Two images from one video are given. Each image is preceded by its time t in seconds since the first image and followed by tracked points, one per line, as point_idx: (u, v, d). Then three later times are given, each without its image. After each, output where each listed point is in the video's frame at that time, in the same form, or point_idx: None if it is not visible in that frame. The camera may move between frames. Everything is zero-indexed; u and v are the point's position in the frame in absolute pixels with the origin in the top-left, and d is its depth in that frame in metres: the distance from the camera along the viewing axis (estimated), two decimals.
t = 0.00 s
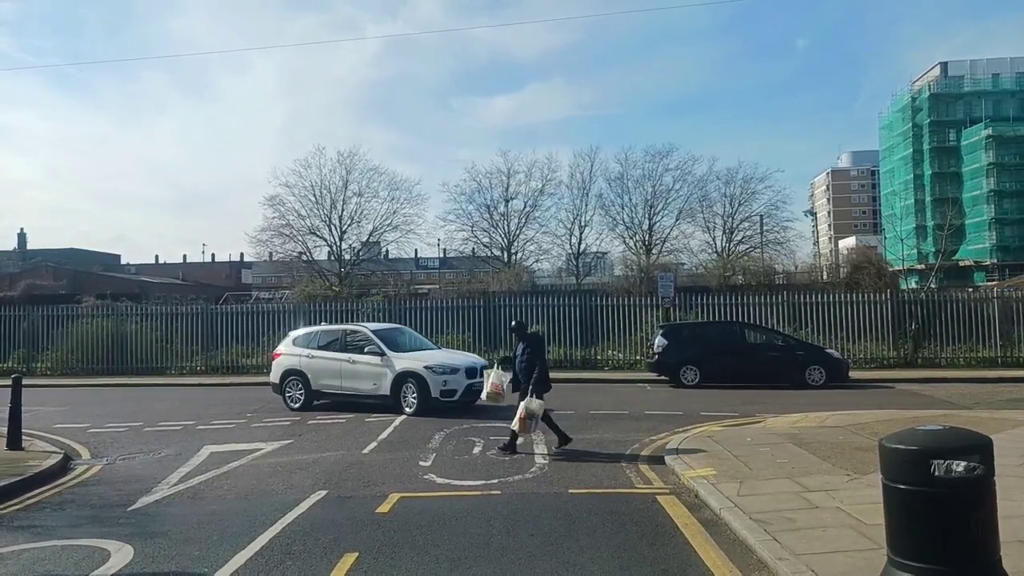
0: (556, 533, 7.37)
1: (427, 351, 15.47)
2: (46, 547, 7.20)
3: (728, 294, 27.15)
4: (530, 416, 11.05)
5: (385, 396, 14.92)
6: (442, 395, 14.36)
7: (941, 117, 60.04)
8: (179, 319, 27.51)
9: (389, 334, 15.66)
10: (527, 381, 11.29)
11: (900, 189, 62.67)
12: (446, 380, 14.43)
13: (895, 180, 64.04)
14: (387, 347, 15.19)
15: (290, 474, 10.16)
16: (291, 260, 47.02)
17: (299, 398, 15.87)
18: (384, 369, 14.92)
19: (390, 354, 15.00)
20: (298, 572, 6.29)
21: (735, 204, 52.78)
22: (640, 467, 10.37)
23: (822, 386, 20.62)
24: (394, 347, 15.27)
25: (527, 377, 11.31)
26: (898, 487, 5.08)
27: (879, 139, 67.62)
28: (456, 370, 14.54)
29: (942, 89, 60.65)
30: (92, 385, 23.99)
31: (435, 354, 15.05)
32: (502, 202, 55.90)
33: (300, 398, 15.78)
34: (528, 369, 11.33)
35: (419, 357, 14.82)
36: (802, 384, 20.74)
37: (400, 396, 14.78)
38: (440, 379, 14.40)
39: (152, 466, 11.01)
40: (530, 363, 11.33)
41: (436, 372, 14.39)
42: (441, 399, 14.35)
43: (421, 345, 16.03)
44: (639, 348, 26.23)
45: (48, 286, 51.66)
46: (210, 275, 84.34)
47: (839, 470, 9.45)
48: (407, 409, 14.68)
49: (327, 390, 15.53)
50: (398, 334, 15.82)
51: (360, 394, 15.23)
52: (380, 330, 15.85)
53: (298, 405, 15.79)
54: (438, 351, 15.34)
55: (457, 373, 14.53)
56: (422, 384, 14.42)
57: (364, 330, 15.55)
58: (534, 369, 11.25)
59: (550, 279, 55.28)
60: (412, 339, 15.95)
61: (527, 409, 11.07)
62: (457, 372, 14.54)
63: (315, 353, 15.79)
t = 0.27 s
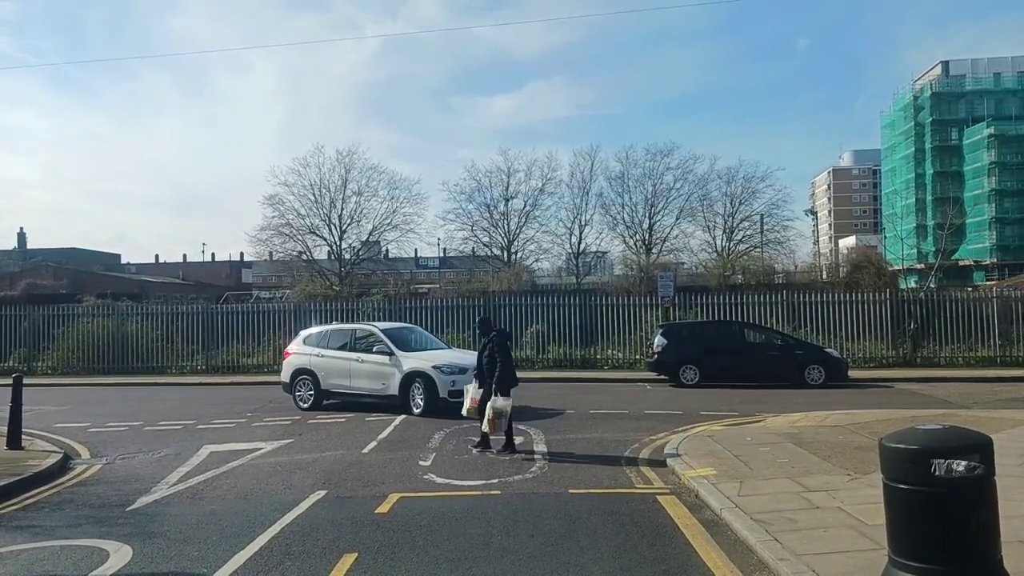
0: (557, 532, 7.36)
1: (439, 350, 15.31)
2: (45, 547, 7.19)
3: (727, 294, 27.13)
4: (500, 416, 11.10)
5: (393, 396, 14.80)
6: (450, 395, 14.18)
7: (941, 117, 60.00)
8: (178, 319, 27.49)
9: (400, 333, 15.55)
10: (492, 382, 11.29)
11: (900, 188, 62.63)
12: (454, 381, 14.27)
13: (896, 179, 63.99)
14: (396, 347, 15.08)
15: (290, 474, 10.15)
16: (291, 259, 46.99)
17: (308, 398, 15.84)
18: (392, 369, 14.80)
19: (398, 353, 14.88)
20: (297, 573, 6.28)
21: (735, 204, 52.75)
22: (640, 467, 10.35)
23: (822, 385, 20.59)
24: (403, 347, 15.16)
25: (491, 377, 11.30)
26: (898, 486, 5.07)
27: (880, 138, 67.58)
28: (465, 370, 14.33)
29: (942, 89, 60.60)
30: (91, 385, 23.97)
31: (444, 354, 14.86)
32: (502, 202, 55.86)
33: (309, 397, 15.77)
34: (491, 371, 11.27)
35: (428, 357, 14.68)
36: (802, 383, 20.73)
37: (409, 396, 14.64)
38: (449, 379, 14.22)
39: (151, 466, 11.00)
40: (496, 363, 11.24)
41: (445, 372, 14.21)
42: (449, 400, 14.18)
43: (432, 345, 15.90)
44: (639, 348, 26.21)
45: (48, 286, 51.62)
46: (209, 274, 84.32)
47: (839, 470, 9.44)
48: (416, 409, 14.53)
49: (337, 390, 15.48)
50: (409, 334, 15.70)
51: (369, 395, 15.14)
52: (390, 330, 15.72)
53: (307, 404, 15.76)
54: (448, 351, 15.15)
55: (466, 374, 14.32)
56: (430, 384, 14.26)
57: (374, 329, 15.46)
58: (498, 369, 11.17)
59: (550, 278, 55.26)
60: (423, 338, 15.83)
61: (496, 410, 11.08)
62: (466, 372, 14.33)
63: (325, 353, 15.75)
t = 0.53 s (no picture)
0: (556, 533, 7.37)
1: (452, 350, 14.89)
2: (46, 547, 7.21)
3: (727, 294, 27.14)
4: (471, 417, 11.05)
5: (401, 397, 14.74)
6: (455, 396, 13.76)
7: (942, 117, 59.97)
8: (178, 319, 27.51)
9: (411, 334, 15.42)
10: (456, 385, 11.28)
11: (901, 188, 62.61)
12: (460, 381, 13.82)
13: (896, 179, 63.98)
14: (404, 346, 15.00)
15: (290, 474, 10.17)
16: (291, 259, 46.99)
17: (319, 398, 15.85)
18: (400, 370, 14.73)
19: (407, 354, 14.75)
20: (298, 572, 6.30)
21: (735, 204, 52.76)
22: (640, 467, 10.36)
23: (821, 385, 20.60)
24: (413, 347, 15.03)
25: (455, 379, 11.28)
26: (898, 487, 5.08)
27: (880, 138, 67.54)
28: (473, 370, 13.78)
29: (943, 88, 60.55)
30: (92, 385, 23.98)
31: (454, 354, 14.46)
32: (502, 202, 55.86)
33: (320, 397, 15.79)
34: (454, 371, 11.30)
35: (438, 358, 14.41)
36: (801, 383, 20.74)
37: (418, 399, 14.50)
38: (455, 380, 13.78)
39: (152, 466, 11.01)
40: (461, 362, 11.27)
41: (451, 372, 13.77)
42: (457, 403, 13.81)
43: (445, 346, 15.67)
44: (639, 348, 26.23)
45: (48, 286, 51.60)
46: (210, 274, 84.36)
47: (839, 470, 9.45)
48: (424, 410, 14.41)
49: (347, 390, 15.47)
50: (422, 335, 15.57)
51: (378, 395, 15.09)
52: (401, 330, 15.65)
53: (317, 404, 15.78)
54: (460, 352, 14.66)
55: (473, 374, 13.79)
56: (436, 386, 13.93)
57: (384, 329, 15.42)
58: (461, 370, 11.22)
59: (550, 278, 55.26)
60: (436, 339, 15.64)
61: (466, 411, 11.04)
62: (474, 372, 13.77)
63: (335, 352, 15.74)
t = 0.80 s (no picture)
0: (556, 532, 7.38)
1: (461, 351, 14.55)
2: (46, 547, 7.21)
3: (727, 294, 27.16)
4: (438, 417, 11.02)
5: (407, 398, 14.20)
6: (463, 398, 13.34)
7: (941, 117, 59.99)
8: (179, 319, 27.52)
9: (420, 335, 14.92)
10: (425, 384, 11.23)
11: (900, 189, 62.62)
12: (469, 383, 13.40)
13: (896, 179, 63.99)
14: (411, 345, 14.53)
15: (290, 474, 10.17)
16: (291, 259, 47.00)
17: (329, 398, 15.70)
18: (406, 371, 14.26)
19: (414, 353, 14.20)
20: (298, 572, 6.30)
21: (735, 204, 52.76)
22: (640, 467, 10.36)
23: (821, 385, 20.61)
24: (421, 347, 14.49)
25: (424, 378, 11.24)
26: (897, 487, 5.08)
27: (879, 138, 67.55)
28: (481, 372, 13.47)
29: (942, 89, 60.56)
30: (92, 385, 23.99)
31: (462, 356, 14.04)
32: (501, 202, 55.87)
33: (330, 397, 15.65)
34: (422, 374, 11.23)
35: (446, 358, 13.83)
36: (801, 383, 20.75)
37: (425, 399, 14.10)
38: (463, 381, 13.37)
39: (152, 466, 11.01)
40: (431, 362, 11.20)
41: (459, 374, 13.36)
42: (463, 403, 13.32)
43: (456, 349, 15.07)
44: (639, 347, 26.21)
45: (49, 286, 51.62)
46: (210, 274, 84.40)
47: (839, 470, 9.45)
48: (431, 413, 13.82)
49: (357, 391, 15.33)
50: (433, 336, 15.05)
51: (389, 395, 15.02)
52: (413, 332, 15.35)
53: (327, 404, 15.65)
54: (469, 352, 14.33)
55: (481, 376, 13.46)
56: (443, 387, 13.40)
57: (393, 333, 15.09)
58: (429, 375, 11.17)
59: (550, 279, 55.27)
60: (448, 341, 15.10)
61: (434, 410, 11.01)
62: (483, 374, 13.45)
63: (344, 352, 15.59)
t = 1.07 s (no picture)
0: (557, 532, 7.37)
1: (471, 351, 14.29)
2: (46, 546, 7.20)
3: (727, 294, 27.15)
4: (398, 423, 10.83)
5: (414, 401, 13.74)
6: (469, 400, 13.04)
7: (941, 117, 59.98)
8: (178, 319, 27.51)
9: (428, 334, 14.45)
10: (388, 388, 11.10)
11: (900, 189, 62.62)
12: (474, 385, 13.08)
13: (896, 179, 64.00)
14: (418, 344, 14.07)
15: (290, 473, 10.16)
16: (291, 259, 46.99)
17: (339, 399, 15.53)
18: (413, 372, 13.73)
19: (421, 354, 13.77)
20: (298, 572, 6.29)
21: (735, 204, 52.76)
22: (640, 467, 10.34)
23: (822, 385, 20.60)
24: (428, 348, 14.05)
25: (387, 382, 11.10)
26: (898, 486, 5.08)
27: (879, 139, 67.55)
28: (487, 373, 13.14)
29: (942, 89, 60.56)
30: (92, 385, 23.97)
31: (469, 356, 13.64)
32: (501, 202, 55.86)
33: (339, 399, 15.48)
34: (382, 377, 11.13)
35: (452, 359, 13.41)
36: (802, 383, 20.74)
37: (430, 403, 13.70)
38: (468, 384, 13.05)
39: (152, 466, 11.00)
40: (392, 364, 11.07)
41: (464, 376, 13.05)
42: (469, 405, 13.05)
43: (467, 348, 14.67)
44: (640, 347, 26.21)
45: (49, 286, 51.61)
46: (210, 274, 84.42)
47: (839, 469, 9.45)
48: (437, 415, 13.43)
49: (364, 393, 15.08)
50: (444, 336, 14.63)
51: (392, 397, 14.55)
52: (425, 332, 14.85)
53: (336, 405, 15.48)
54: (477, 353, 13.99)
55: (487, 377, 13.13)
56: (449, 389, 13.15)
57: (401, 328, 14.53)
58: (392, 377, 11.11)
59: (550, 279, 55.27)
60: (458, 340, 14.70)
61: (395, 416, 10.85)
62: (489, 376, 13.13)
63: (354, 353, 15.37)
